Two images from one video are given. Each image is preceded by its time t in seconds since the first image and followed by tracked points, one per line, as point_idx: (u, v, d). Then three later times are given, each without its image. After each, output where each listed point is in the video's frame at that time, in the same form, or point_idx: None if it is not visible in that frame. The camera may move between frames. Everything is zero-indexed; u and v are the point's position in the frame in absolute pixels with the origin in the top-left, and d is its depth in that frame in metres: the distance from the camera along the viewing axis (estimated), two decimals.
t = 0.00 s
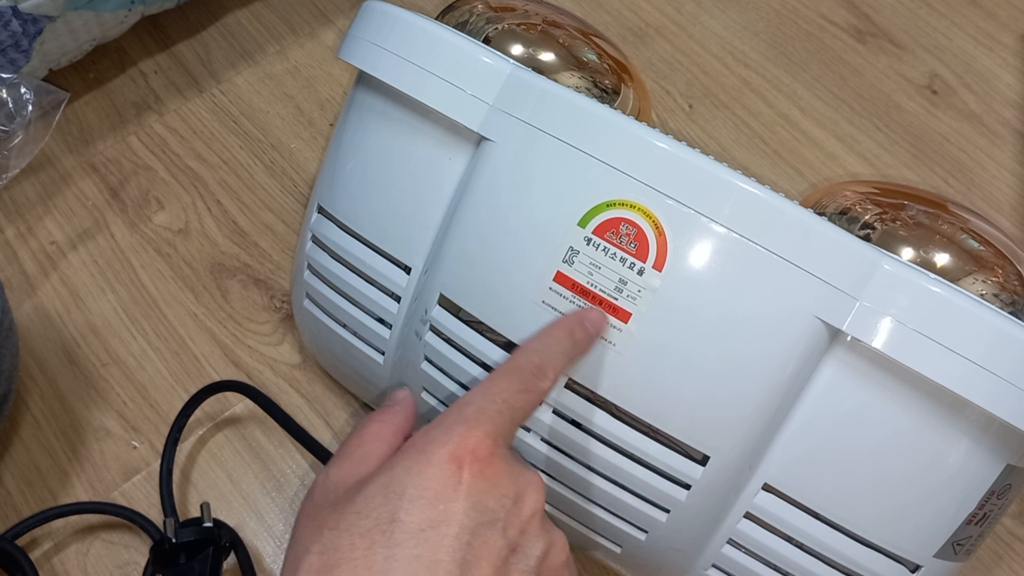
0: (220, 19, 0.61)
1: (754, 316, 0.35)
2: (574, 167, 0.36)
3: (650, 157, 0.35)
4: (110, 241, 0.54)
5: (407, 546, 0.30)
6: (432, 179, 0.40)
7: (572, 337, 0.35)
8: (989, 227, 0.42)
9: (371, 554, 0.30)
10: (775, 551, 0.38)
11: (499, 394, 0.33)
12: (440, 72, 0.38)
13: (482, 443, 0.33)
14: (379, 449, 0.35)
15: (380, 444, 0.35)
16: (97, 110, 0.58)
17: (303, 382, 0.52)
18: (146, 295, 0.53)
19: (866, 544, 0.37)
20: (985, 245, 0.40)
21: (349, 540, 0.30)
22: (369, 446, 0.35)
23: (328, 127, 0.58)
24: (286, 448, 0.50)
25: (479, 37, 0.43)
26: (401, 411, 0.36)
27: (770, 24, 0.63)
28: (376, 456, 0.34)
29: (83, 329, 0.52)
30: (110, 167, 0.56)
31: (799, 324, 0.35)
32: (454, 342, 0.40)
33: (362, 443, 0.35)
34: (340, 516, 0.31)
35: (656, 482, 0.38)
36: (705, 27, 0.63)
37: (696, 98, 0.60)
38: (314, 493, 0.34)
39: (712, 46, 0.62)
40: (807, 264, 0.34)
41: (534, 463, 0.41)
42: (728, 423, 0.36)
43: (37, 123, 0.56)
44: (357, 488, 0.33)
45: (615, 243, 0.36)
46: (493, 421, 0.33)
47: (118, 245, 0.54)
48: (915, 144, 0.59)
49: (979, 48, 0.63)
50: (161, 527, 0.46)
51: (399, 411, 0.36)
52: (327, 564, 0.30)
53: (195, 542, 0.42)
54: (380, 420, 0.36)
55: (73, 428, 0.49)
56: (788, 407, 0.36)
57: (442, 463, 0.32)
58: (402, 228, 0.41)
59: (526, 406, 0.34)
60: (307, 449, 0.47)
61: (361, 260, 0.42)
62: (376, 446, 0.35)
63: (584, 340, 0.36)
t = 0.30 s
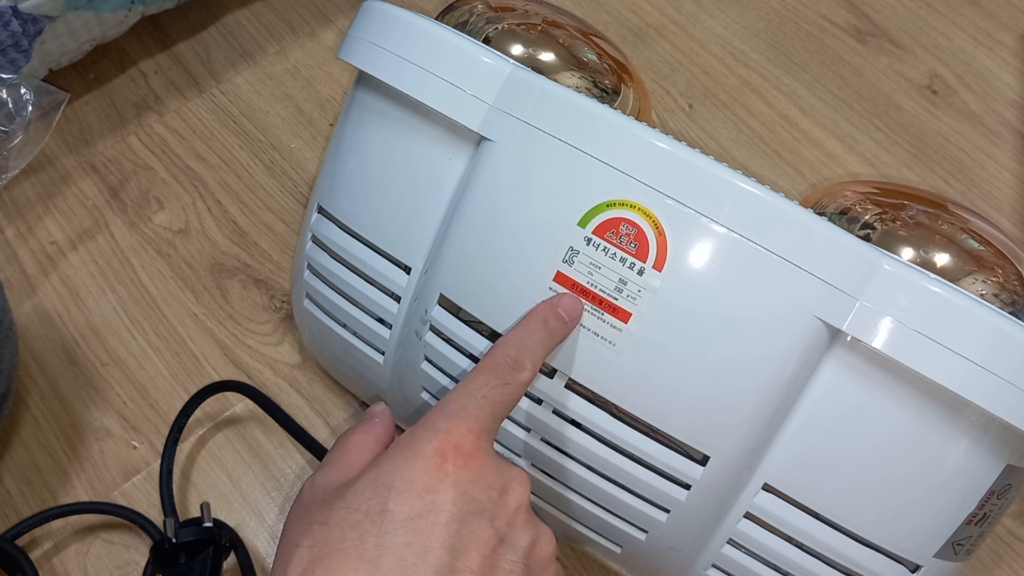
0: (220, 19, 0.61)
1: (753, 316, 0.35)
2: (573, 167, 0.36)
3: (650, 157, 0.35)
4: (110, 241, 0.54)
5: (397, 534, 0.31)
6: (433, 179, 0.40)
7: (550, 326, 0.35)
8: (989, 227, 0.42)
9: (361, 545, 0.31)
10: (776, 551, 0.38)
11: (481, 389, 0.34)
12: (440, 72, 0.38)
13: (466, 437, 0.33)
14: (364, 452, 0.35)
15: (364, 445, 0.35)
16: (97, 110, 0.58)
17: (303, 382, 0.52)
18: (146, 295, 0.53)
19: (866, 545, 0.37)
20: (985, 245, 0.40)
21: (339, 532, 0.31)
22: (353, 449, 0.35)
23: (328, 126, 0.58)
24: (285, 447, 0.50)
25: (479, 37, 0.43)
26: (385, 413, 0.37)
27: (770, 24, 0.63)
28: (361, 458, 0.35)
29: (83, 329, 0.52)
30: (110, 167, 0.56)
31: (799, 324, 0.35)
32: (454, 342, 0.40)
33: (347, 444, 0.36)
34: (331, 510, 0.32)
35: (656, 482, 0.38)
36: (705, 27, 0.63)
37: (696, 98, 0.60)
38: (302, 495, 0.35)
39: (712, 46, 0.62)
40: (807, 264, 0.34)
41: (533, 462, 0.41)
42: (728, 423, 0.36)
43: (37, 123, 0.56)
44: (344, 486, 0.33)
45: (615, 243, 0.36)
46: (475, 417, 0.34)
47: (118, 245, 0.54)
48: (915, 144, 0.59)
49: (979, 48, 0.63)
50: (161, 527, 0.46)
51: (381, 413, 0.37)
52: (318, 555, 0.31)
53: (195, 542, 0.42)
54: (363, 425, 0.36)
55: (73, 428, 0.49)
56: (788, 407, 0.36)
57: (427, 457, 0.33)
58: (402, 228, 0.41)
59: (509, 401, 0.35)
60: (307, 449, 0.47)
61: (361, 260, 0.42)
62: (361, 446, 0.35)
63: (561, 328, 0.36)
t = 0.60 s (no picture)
0: (220, 19, 0.61)
1: (754, 316, 0.35)
2: (574, 167, 0.36)
3: (650, 157, 0.35)
4: (110, 241, 0.54)
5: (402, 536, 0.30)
6: (433, 179, 0.40)
7: (558, 324, 0.35)
8: (989, 227, 0.42)
9: (364, 547, 0.30)
10: (775, 551, 0.38)
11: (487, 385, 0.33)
12: (440, 72, 0.38)
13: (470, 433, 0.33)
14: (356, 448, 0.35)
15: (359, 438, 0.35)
16: (97, 110, 0.58)
17: (303, 382, 0.52)
18: (146, 295, 0.53)
19: (866, 544, 0.37)
20: (985, 245, 0.40)
21: (341, 533, 0.30)
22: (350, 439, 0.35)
23: (328, 126, 0.58)
24: (286, 448, 0.50)
25: (479, 37, 0.43)
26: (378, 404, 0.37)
27: (770, 24, 0.63)
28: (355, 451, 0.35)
29: (83, 329, 0.52)
30: (110, 167, 0.56)
31: (799, 324, 0.35)
32: (454, 342, 0.40)
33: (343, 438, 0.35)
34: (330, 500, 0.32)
35: (656, 482, 0.38)
36: (705, 28, 0.63)
37: (696, 98, 0.60)
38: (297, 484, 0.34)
39: (712, 46, 0.62)
40: (807, 264, 0.34)
41: (534, 463, 0.41)
42: (728, 423, 0.36)
43: (37, 124, 0.56)
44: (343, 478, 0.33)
45: (615, 243, 0.36)
46: (481, 412, 0.33)
47: (118, 245, 0.54)
48: (915, 144, 0.59)
49: (979, 48, 0.63)
50: (161, 527, 0.46)
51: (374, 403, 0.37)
52: (319, 558, 0.29)
53: (195, 542, 0.42)
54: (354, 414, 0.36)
55: (73, 428, 0.49)
56: (788, 407, 0.36)
57: (431, 454, 0.32)
58: (402, 228, 0.41)
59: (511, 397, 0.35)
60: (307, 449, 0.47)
61: (361, 260, 0.42)
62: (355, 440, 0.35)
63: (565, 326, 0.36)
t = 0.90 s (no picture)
0: (220, 19, 0.61)
1: (754, 317, 0.35)
2: (574, 167, 0.36)
3: (650, 157, 0.35)
4: (110, 241, 0.54)
5: None
6: (433, 179, 0.40)
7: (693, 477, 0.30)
8: (989, 227, 0.42)
9: None
10: (775, 551, 0.38)
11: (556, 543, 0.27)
12: (440, 72, 0.38)
13: None
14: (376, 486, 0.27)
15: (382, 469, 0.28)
16: (97, 110, 0.58)
17: (303, 382, 0.52)
18: (146, 295, 0.53)
19: (866, 545, 0.37)
20: (985, 245, 0.40)
21: None
22: (356, 493, 0.27)
23: (328, 126, 0.58)
24: (286, 448, 0.50)
25: (479, 37, 0.43)
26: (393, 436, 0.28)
27: (770, 24, 0.63)
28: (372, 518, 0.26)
29: (83, 329, 0.52)
30: (110, 167, 0.56)
31: (799, 324, 0.35)
32: (454, 342, 0.40)
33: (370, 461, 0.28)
34: None
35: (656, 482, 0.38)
36: (705, 27, 0.63)
37: (696, 98, 0.60)
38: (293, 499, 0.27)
39: (712, 46, 0.62)
40: (807, 264, 0.34)
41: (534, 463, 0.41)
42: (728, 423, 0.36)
43: (37, 122, 0.56)
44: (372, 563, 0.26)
45: (615, 243, 0.36)
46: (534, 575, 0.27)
47: (118, 245, 0.54)
48: (915, 144, 0.59)
49: (979, 48, 0.63)
50: (161, 527, 0.46)
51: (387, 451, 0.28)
52: None
53: (195, 542, 0.42)
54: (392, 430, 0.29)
55: (73, 428, 0.49)
56: (788, 407, 0.36)
57: None
58: (402, 228, 0.41)
59: (527, 494, 0.30)
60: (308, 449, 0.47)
61: (361, 260, 0.42)
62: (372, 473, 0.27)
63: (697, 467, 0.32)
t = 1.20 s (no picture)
0: (220, 19, 0.61)
1: (754, 317, 0.35)
2: (573, 167, 0.36)
3: (650, 157, 0.35)
4: (110, 241, 0.54)
5: None
6: (433, 179, 0.40)
7: None
8: (989, 227, 0.42)
9: None
10: (775, 551, 0.38)
11: None
12: (440, 72, 0.38)
13: None
14: None
15: None
16: (97, 110, 0.58)
17: (303, 382, 0.52)
18: (146, 295, 0.53)
19: (866, 545, 0.37)
20: (985, 245, 0.40)
21: None
22: None
23: (328, 127, 0.59)
24: (286, 447, 0.50)
25: (479, 37, 0.43)
26: None
27: (770, 24, 0.63)
28: None
29: (83, 329, 0.52)
30: (110, 167, 0.56)
31: (799, 324, 0.35)
32: (454, 342, 0.40)
33: None
34: None
35: (656, 482, 0.38)
36: (705, 27, 0.63)
37: (696, 98, 0.60)
38: None
39: (712, 46, 0.62)
40: (807, 264, 0.34)
41: (534, 463, 0.41)
42: (728, 423, 0.36)
43: (36, 125, 0.56)
44: None
45: (615, 243, 0.36)
46: None
47: (118, 245, 0.54)
48: (915, 144, 0.59)
49: (979, 48, 0.63)
50: (161, 527, 0.46)
51: None
52: None
53: (195, 542, 0.42)
54: None
55: (73, 429, 0.49)
56: (788, 407, 0.36)
57: None
58: (402, 228, 0.41)
59: None
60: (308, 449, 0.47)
61: (361, 260, 0.42)
62: None
63: None
